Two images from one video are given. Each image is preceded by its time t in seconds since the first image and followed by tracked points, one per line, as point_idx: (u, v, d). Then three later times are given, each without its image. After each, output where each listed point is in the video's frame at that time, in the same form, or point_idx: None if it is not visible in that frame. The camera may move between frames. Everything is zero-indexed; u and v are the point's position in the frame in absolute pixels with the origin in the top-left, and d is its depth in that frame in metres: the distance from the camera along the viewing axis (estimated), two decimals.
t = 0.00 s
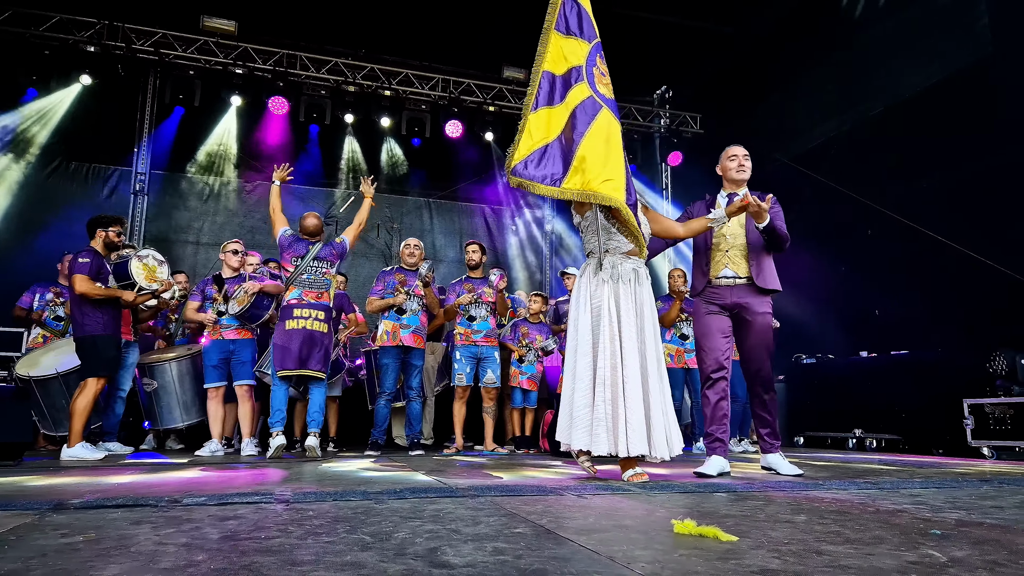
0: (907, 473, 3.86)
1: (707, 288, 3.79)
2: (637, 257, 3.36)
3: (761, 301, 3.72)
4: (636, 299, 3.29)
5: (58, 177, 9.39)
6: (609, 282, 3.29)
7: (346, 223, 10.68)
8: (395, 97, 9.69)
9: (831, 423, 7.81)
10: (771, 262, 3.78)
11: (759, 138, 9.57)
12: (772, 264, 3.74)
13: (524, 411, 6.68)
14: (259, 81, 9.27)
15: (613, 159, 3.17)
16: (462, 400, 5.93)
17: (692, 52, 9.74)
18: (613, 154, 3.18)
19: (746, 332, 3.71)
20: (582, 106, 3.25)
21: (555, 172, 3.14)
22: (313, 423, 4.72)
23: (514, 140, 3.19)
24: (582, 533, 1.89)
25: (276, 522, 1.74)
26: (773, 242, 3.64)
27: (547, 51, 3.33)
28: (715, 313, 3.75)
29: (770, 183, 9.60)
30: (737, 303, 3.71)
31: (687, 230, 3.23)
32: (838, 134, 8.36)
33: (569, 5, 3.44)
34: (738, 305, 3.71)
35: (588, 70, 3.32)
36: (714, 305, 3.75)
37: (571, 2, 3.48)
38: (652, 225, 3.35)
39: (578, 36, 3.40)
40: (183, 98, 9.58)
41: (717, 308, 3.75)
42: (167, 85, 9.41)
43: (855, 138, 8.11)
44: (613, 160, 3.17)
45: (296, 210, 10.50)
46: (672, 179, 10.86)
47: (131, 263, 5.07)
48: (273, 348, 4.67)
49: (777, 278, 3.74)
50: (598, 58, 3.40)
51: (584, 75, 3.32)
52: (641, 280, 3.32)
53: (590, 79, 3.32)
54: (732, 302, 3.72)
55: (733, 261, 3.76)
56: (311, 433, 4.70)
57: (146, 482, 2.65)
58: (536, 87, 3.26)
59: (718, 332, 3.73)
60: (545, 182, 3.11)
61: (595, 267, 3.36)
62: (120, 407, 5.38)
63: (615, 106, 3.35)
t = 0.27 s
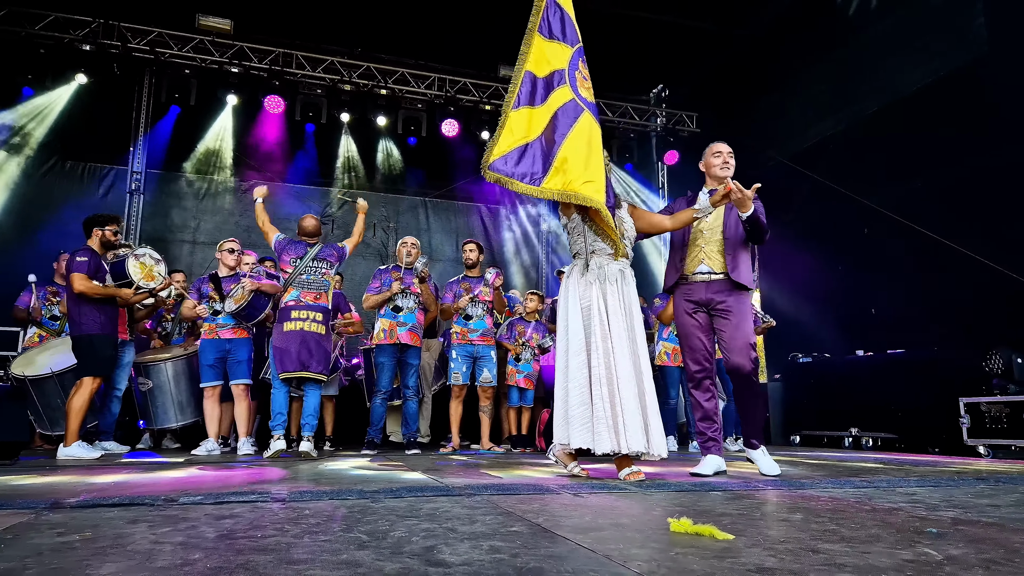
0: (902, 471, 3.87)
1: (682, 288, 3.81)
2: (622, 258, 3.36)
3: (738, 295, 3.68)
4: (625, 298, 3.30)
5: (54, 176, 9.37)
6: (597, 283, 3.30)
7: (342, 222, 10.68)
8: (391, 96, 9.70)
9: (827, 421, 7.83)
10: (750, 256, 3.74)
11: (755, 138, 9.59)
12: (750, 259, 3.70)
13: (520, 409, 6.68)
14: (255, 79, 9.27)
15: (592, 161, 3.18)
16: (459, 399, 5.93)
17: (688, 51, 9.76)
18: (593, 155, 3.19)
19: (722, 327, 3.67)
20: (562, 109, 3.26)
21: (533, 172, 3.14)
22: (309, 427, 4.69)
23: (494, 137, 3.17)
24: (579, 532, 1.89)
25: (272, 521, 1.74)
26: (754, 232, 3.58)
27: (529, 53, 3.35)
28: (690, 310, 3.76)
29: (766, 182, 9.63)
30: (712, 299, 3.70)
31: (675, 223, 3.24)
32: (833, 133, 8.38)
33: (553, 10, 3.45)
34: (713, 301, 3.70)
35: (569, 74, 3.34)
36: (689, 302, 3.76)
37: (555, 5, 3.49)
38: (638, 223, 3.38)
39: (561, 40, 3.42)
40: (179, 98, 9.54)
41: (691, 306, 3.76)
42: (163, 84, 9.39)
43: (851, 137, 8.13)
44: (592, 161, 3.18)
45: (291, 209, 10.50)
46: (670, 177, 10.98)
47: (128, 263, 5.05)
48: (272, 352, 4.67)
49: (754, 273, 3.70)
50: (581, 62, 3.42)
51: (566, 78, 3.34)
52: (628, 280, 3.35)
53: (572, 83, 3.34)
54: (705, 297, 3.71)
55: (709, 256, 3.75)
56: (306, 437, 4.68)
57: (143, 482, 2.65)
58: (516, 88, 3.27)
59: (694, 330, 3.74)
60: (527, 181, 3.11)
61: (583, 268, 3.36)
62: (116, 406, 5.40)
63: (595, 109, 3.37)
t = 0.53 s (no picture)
0: (898, 468, 3.88)
1: (670, 285, 3.83)
2: (608, 259, 3.46)
3: (720, 289, 3.61)
4: (609, 299, 3.36)
5: (49, 176, 9.33)
6: (583, 284, 3.35)
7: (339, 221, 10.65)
8: (387, 95, 9.71)
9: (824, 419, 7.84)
10: (736, 251, 3.65)
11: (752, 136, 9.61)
12: (733, 253, 3.61)
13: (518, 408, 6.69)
14: (251, 78, 9.24)
15: (565, 168, 3.21)
16: (456, 398, 5.93)
17: (684, 50, 9.78)
18: (567, 163, 3.22)
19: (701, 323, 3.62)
20: (536, 117, 3.25)
21: (506, 179, 3.13)
22: (303, 432, 4.70)
23: (467, 143, 3.14)
24: (576, 530, 1.89)
25: (269, 520, 1.74)
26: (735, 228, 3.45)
27: (503, 60, 3.30)
28: (680, 307, 3.76)
29: (762, 180, 9.64)
30: (696, 294, 3.67)
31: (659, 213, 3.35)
32: (829, 131, 8.40)
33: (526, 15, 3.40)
34: (697, 296, 3.66)
35: (543, 81, 3.32)
36: (677, 298, 3.77)
37: (529, 9, 3.44)
38: (621, 219, 3.48)
39: (535, 47, 3.39)
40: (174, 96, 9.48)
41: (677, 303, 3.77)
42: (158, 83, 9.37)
43: (847, 135, 8.14)
44: (565, 169, 3.21)
45: (287, 208, 10.46)
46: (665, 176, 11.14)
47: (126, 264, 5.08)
48: (268, 354, 4.65)
49: (738, 267, 3.59)
50: (555, 69, 3.40)
51: (539, 85, 3.32)
52: (611, 281, 3.42)
53: (546, 90, 3.32)
54: (690, 293, 3.69)
55: (693, 252, 3.72)
56: (300, 443, 4.68)
57: (139, 482, 2.65)
58: (489, 94, 3.23)
59: (681, 327, 3.76)
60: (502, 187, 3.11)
61: (569, 269, 3.39)
62: (112, 406, 5.36)
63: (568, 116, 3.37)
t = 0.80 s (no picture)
0: (893, 465, 3.89)
1: (666, 281, 3.81)
2: (591, 261, 3.49)
3: (713, 286, 3.58)
4: (588, 298, 3.41)
5: (43, 175, 9.30)
6: (561, 284, 3.42)
7: (335, 220, 10.61)
8: (383, 94, 9.64)
9: (818, 416, 7.88)
10: (729, 248, 3.63)
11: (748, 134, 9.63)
12: (725, 249, 3.59)
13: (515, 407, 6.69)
14: (246, 77, 9.21)
15: (532, 177, 3.27)
16: (453, 396, 5.92)
17: (679, 48, 9.79)
18: (533, 172, 3.29)
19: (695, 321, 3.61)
20: (503, 126, 3.33)
21: (474, 187, 3.17)
22: (299, 430, 4.69)
23: (434, 150, 3.15)
24: (572, 528, 1.89)
25: (264, 520, 1.74)
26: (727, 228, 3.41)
27: (474, 68, 3.35)
28: (675, 307, 3.73)
29: (758, 178, 9.66)
30: (689, 293, 3.64)
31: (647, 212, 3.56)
32: (824, 130, 8.42)
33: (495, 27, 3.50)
34: (690, 295, 3.64)
35: (510, 92, 3.43)
36: (671, 295, 3.75)
37: (497, 22, 3.54)
38: (610, 218, 3.64)
39: (503, 58, 3.49)
40: (168, 95, 9.52)
41: (672, 300, 3.74)
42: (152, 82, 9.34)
43: (842, 133, 8.16)
44: (532, 178, 3.27)
45: (283, 206, 10.42)
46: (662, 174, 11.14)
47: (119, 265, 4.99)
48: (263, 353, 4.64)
49: (731, 263, 3.58)
50: (521, 81, 3.51)
51: (506, 96, 3.42)
52: (592, 280, 3.45)
53: (512, 102, 3.42)
54: (683, 292, 3.66)
55: (686, 249, 3.71)
56: (296, 441, 4.67)
57: (133, 482, 2.64)
58: (458, 103, 3.26)
59: (676, 325, 3.74)
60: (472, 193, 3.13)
61: (550, 270, 3.48)
62: (106, 406, 5.37)
63: (535, 126, 3.47)
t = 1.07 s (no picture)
0: (889, 465, 3.90)
1: (662, 280, 3.80)
2: (578, 260, 3.48)
3: (713, 286, 3.60)
4: (568, 297, 3.38)
5: (40, 173, 9.27)
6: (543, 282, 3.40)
7: (332, 219, 10.58)
8: (380, 92, 9.64)
9: (815, 415, 7.90)
10: (726, 249, 3.64)
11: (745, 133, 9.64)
12: (725, 249, 3.61)
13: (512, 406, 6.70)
14: (243, 76, 9.20)
15: (490, 182, 3.45)
16: (450, 395, 5.91)
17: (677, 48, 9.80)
18: (492, 177, 3.46)
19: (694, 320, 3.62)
20: (467, 131, 3.52)
21: (437, 190, 3.41)
22: (297, 429, 4.69)
23: (405, 150, 3.42)
24: (569, 527, 1.90)
25: (260, 519, 1.74)
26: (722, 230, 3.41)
27: (448, 72, 3.57)
28: (670, 306, 3.73)
29: (755, 178, 9.67)
30: (687, 292, 3.66)
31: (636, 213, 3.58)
32: (822, 129, 8.44)
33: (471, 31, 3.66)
34: (688, 294, 3.66)
35: (479, 97, 3.59)
36: (667, 294, 3.74)
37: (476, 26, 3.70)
38: (600, 217, 3.61)
39: (477, 63, 3.66)
40: (165, 94, 9.71)
41: (669, 298, 3.74)
42: (150, 80, 9.31)
43: (839, 133, 8.18)
44: (490, 182, 3.45)
45: (280, 205, 10.41)
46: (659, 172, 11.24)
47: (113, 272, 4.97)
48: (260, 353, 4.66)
49: (730, 264, 3.60)
50: (491, 84, 3.64)
51: (475, 100, 3.59)
52: (575, 280, 3.41)
53: (480, 106, 3.57)
54: (681, 291, 3.67)
55: (683, 250, 3.71)
56: (294, 441, 4.66)
57: (129, 480, 2.64)
58: (427, 107, 3.50)
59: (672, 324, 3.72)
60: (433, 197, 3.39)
61: (534, 265, 3.49)
62: (104, 405, 5.42)
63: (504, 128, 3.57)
